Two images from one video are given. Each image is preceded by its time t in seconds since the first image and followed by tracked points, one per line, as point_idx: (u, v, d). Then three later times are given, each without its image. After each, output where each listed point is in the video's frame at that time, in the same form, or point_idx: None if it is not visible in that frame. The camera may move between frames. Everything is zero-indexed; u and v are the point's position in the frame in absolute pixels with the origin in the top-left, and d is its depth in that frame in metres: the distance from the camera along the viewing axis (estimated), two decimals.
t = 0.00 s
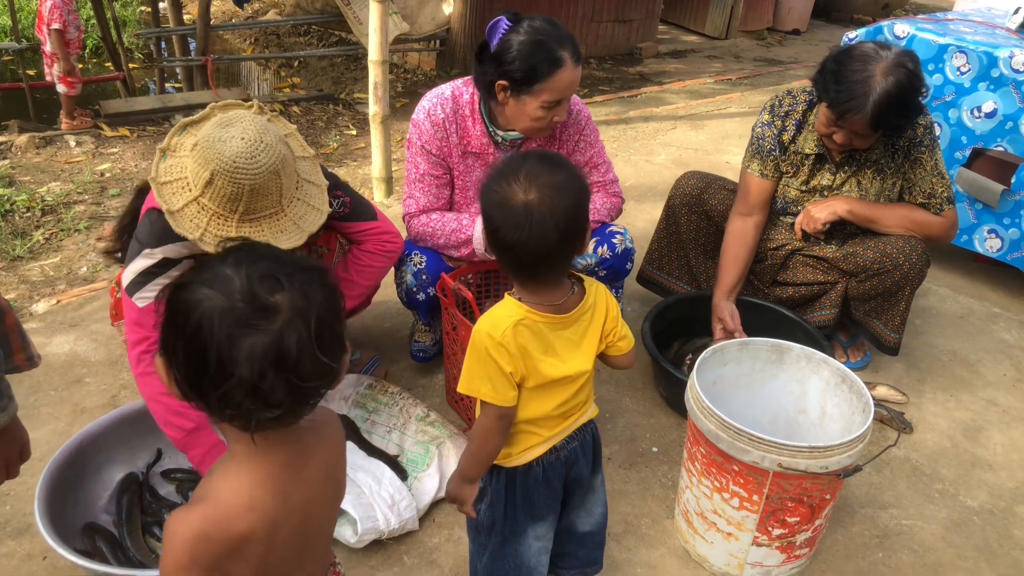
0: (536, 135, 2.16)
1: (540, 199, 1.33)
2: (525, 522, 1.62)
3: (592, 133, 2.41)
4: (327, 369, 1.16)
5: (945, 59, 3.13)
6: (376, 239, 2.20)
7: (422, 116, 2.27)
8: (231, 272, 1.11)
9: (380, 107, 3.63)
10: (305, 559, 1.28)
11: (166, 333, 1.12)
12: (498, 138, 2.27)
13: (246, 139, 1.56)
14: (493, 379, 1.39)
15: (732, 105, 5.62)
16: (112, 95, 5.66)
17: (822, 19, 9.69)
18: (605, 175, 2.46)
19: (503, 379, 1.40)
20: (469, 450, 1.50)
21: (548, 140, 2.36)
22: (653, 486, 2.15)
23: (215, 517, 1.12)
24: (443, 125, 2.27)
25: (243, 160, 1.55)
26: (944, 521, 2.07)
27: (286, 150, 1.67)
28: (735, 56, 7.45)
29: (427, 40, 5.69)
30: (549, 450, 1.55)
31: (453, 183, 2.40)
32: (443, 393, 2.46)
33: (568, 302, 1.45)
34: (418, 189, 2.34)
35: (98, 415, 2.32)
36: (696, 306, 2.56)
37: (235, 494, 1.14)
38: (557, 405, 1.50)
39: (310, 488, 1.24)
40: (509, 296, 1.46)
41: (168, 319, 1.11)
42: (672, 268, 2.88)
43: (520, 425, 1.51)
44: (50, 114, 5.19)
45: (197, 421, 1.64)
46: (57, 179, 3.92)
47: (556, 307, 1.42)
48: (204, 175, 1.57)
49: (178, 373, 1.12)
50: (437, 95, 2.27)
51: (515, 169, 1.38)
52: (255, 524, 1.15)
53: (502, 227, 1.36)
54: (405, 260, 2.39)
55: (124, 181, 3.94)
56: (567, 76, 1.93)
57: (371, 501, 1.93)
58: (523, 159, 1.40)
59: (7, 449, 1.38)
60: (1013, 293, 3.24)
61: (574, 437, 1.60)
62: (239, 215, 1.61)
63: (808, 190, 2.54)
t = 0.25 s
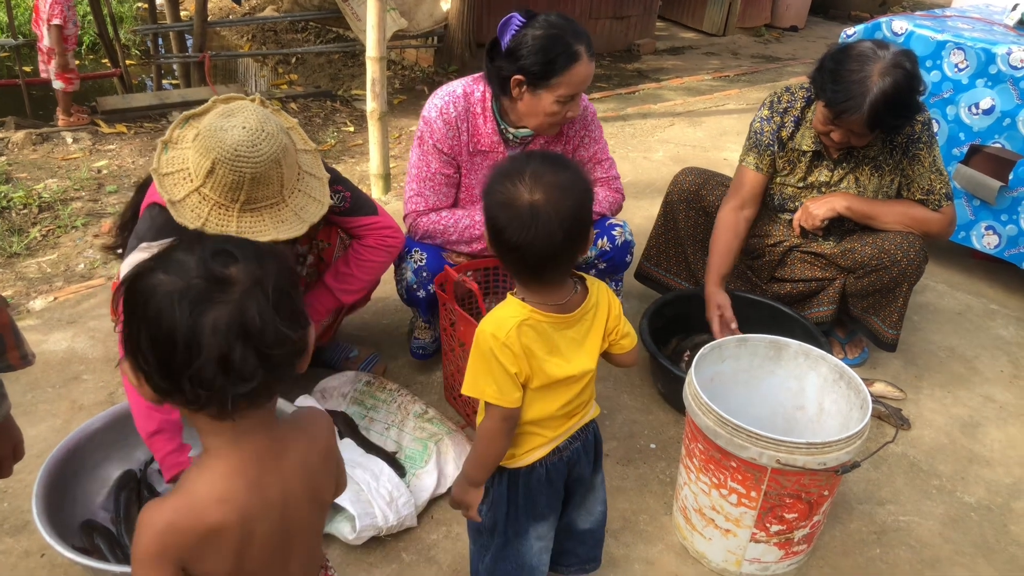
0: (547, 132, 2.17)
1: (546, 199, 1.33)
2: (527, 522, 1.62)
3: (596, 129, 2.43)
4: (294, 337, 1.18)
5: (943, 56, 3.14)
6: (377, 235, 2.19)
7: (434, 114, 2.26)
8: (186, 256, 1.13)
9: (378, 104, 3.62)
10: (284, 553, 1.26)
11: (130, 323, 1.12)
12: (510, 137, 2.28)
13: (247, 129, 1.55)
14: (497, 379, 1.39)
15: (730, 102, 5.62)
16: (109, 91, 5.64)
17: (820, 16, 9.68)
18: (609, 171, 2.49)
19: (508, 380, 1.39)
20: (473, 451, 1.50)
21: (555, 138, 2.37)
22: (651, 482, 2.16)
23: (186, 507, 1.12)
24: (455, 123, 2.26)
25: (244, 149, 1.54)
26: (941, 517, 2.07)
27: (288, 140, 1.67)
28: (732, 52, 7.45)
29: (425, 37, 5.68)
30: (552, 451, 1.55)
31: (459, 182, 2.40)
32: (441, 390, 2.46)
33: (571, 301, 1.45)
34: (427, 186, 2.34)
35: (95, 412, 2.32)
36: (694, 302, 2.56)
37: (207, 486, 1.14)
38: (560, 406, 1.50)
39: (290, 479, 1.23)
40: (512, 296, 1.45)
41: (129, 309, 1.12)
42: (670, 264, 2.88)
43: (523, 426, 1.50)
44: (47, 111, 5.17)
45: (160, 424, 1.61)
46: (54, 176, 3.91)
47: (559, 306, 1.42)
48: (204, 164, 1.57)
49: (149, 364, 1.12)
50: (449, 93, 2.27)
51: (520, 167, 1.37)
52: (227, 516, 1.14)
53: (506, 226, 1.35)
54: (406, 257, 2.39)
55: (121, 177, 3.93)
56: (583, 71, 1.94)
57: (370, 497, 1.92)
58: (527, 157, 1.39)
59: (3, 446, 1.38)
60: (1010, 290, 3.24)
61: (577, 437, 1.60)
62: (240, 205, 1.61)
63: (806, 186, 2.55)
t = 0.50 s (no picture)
0: (553, 129, 2.17)
1: (543, 196, 1.33)
2: (526, 519, 1.62)
3: (597, 127, 2.43)
4: (304, 329, 1.20)
5: (939, 53, 3.13)
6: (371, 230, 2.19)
7: (441, 108, 2.26)
8: (198, 245, 1.13)
9: (374, 101, 3.61)
10: (284, 545, 1.26)
11: (138, 314, 1.12)
12: (515, 134, 2.28)
13: (239, 126, 1.54)
14: (496, 378, 1.39)
15: (726, 98, 5.62)
16: (104, 88, 5.62)
17: (816, 13, 9.68)
18: (610, 169, 2.49)
19: (507, 379, 1.39)
20: (472, 448, 1.50)
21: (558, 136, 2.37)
22: (649, 479, 2.16)
23: (188, 499, 1.11)
24: (461, 120, 2.26)
25: (237, 146, 1.53)
26: (937, 513, 2.08)
27: (281, 138, 1.66)
28: (729, 49, 7.44)
29: (421, 34, 5.68)
30: (551, 448, 1.55)
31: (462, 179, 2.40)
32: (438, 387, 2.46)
33: (570, 299, 1.44)
34: (430, 181, 2.34)
35: (91, 410, 2.31)
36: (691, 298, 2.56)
37: (207, 476, 1.13)
38: (560, 404, 1.50)
39: (291, 473, 1.23)
40: (511, 295, 1.45)
41: (138, 300, 1.11)
42: (665, 261, 2.87)
43: (522, 424, 1.50)
44: (42, 108, 5.15)
45: (164, 424, 1.61)
46: (49, 173, 3.89)
47: (558, 305, 1.42)
48: (198, 161, 1.56)
49: (157, 353, 1.11)
50: (455, 89, 2.26)
51: (519, 163, 1.37)
52: (228, 506, 1.13)
53: (504, 223, 1.35)
54: (404, 250, 2.39)
55: (117, 175, 3.91)
56: (587, 66, 1.94)
57: (367, 495, 1.92)
58: (527, 153, 1.39)
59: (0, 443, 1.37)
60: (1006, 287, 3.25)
61: (575, 434, 1.60)
62: (234, 201, 1.60)
63: (801, 182, 2.55)
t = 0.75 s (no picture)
0: (549, 129, 2.16)
1: (542, 191, 1.32)
2: (523, 516, 1.62)
3: (597, 128, 2.43)
4: (315, 329, 1.20)
5: (934, 50, 3.13)
6: (369, 229, 2.19)
7: (439, 109, 2.25)
8: (215, 240, 1.14)
9: (370, 98, 3.61)
10: (288, 541, 1.26)
11: (151, 306, 1.12)
12: (513, 135, 2.27)
13: (232, 127, 1.53)
14: (493, 374, 1.39)
15: (722, 96, 5.62)
16: (99, 86, 5.61)
17: (811, 11, 9.69)
18: (609, 167, 2.51)
19: (504, 374, 1.39)
20: (470, 445, 1.50)
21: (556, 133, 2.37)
22: (645, 476, 2.16)
23: (193, 493, 1.11)
24: (460, 120, 2.26)
25: (228, 147, 1.52)
26: (933, 510, 2.09)
27: (275, 139, 1.65)
28: (724, 47, 7.45)
29: (416, 31, 5.67)
30: (548, 444, 1.55)
31: (459, 179, 2.40)
32: (434, 385, 2.46)
33: (568, 295, 1.44)
34: (425, 180, 2.34)
35: (87, 408, 2.31)
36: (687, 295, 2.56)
37: (214, 471, 1.13)
38: (557, 400, 1.50)
39: (296, 470, 1.22)
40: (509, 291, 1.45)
41: (152, 293, 1.12)
42: (662, 259, 2.88)
43: (519, 420, 1.51)
44: (37, 106, 5.13)
45: (151, 409, 1.62)
46: (44, 171, 3.88)
47: (557, 301, 1.42)
48: (190, 160, 1.55)
49: (168, 346, 1.12)
50: (455, 89, 2.26)
51: (518, 160, 1.36)
52: (233, 502, 1.13)
53: (503, 220, 1.35)
54: (401, 248, 2.38)
55: (112, 172, 3.90)
56: (582, 66, 1.94)
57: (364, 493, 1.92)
58: (526, 150, 1.39)
59: None
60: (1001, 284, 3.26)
61: (572, 431, 1.60)
62: (225, 203, 1.59)
63: (797, 180, 2.55)
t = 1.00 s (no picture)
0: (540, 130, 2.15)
1: (541, 184, 1.32)
2: (518, 513, 1.62)
3: (592, 126, 2.44)
4: (321, 328, 1.19)
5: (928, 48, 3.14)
6: (359, 229, 2.19)
7: (430, 111, 2.24)
8: (227, 235, 1.14)
9: (364, 96, 3.59)
10: (284, 541, 1.25)
11: (158, 296, 1.12)
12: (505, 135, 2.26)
13: (220, 126, 1.52)
14: (489, 369, 1.39)
15: (716, 93, 5.62)
16: (92, 84, 5.58)
17: (805, 8, 9.70)
18: (604, 165, 2.50)
19: (499, 370, 1.39)
20: (465, 442, 1.49)
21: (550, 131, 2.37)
22: (640, 473, 2.16)
23: (190, 492, 1.11)
24: (450, 121, 2.25)
25: (215, 147, 1.51)
26: (927, 506, 2.09)
27: (263, 139, 1.64)
28: (719, 44, 7.45)
29: (410, 29, 5.65)
30: (543, 442, 1.55)
31: (452, 180, 2.39)
32: (429, 382, 2.45)
33: (565, 291, 1.44)
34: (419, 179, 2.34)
35: (80, 407, 2.30)
36: (682, 293, 2.56)
37: (212, 470, 1.13)
38: (553, 397, 1.50)
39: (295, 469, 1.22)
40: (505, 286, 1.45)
41: (160, 282, 1.12)
42: (657, 258, 2.88)
43: (514, 417, 1.50)
44: (29, 104, 5.11)
45: (144, 414, 1.62)
46: (36, 169, 3.86)
47: (554, 297, 1.42)
48: (177, 159, 1.54)
49: (171, 336, 1.11)
50: (445, 90, 2.25)
51: (515, 155, 1.36)
52: (231, 501, 1.13)
53: (500, 214, 1.35)
54: (396, 250, 2.37)
55: (105, 170, 3.88)
56: (568, 68, 1.92)
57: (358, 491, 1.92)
58: (521, 146, 1.38)
59: None
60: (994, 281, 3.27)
61: (568, 428, 1.60)
62: (212, 202, 1.57)
63: (792, 177, 2.55)
